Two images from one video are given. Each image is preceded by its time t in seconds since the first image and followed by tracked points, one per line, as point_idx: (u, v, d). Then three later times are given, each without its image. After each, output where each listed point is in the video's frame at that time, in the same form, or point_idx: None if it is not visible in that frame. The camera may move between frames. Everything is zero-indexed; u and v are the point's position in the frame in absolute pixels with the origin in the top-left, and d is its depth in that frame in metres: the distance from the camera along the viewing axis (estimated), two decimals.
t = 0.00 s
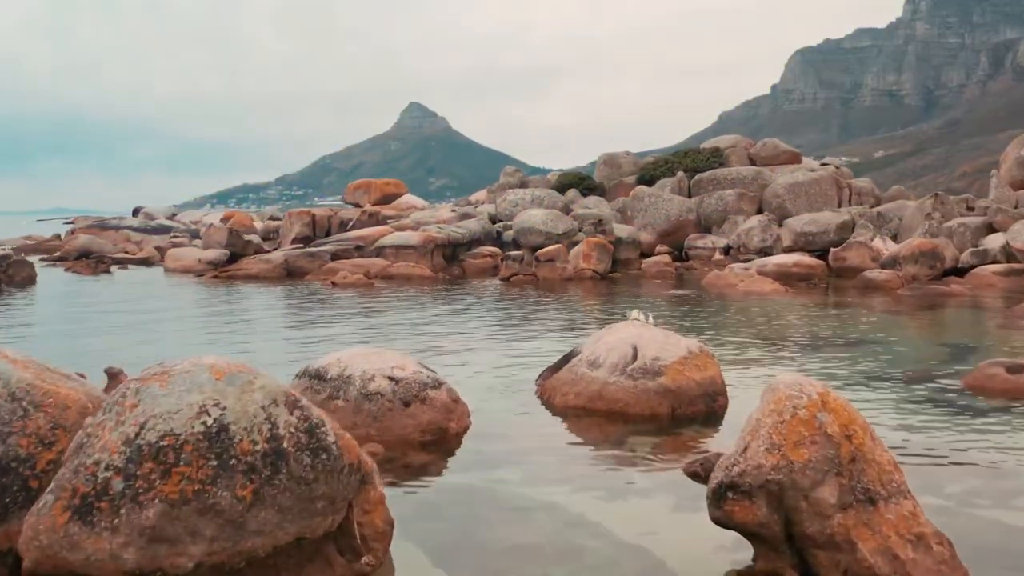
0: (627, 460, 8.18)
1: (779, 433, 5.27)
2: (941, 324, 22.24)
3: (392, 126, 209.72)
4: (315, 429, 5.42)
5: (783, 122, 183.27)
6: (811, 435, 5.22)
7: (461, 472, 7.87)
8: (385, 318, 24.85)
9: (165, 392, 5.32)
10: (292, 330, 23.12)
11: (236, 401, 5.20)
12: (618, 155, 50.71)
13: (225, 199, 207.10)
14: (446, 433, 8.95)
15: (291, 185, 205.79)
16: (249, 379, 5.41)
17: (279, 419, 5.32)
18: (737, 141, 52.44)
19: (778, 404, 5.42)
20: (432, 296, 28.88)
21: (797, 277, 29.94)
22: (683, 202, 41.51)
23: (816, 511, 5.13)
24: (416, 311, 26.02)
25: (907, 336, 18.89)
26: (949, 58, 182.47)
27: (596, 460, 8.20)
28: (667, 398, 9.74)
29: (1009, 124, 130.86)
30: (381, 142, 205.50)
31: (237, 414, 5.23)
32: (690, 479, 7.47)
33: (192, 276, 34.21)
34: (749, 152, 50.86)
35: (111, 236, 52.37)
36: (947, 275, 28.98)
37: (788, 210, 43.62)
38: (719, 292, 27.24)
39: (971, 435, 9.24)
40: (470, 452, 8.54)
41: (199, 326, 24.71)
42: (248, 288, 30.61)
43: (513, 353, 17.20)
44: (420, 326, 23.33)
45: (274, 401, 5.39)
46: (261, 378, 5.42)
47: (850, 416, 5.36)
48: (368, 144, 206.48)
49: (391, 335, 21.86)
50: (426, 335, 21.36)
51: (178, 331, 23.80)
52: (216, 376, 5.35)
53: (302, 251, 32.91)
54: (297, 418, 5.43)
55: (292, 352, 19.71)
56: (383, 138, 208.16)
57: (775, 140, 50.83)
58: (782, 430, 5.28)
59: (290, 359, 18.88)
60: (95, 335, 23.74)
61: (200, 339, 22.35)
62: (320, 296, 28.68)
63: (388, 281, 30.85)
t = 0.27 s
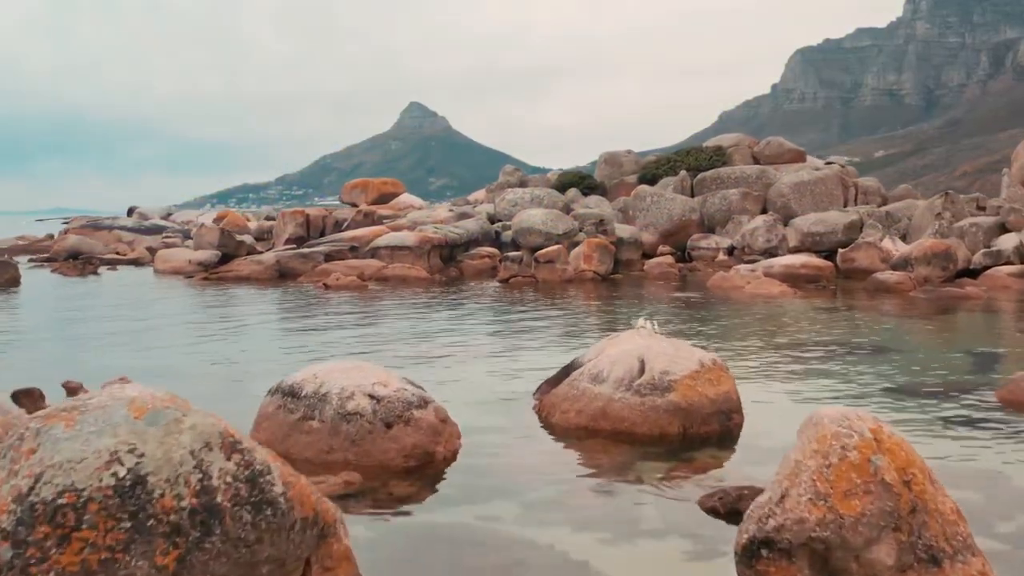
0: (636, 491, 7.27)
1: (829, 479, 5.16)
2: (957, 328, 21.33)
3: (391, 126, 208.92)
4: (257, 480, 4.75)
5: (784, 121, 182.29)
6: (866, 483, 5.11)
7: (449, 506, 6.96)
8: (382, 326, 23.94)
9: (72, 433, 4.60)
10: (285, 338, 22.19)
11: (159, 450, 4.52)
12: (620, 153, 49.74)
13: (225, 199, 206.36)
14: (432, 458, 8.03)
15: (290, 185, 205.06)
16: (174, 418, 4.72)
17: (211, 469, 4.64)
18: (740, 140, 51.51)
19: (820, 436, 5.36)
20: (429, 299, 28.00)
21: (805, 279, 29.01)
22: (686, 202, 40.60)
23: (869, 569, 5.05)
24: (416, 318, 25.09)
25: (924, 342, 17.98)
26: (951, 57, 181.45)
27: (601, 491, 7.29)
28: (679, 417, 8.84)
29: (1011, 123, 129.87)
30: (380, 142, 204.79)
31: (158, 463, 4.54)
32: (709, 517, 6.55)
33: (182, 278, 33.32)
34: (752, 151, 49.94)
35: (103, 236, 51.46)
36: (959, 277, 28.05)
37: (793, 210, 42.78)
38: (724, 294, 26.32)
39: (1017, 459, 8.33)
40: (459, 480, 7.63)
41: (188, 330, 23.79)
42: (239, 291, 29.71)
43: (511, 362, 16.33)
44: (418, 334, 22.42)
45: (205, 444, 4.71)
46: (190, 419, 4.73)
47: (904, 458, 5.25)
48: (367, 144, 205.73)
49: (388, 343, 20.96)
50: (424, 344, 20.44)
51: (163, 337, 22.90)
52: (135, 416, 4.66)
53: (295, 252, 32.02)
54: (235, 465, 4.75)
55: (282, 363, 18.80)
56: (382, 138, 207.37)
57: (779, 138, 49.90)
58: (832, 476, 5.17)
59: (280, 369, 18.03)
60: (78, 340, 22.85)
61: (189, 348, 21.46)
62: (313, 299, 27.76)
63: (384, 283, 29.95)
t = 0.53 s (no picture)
0: (646, 526, 6.46)
1: (889, 540, 4.33)
2: (972, 332, 20.52)
3: (391, 126, 208.22)
4: (179, 544, 3.96)
5: (784, 121, 181.55)
6: (938, 545, 4.26)
7: (434, 545, 6.15)
8: (380, 329, 23.18)
9: None
10: (278, 344, 21.44)
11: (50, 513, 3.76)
12: (621, 152, 48.90)
13: (225, 199, 205.78)
14: (417, 485, 7.19)
15: (290, 185, 204.41)
16: (74, 471, 3.95)
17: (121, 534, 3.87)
18: (743, 138, 50.68)
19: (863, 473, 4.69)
20: (426, 301, 27.22)
21: (812, 281, 28.14)
22: (689, 202, 39.82)
23: None
24: (414, 321, 24.31)
25: (941, 347, 17.18)
26: (952, 56, 180.66)
27: (606, 525, 6.48)
28: (690, 437, 8.07)
29: (1012, 123, 129.16)
30: (380, 142, 204.09)
31: (52, 532, 3.76)
32: (730, 560, 5.75)
33: (173, 279, 32.55)
34: (756, 150, 49.15)
35: (96, 236, 50.70)
36: (971, 278, 27.24)
37: (798, 210, 42.05)
38: (730, 296, 25.53)
39: None
40: (447, 511, 6.81)
41: (176, 336, 23.03)
42: (232, 293, 28.93)
43: (509, 371, 15.56)
44: (416, 337, 21.64)
45: (114, 504, 3.94)
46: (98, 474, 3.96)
47: (980, 513, 4.41)
48: (367, 144, 205.02)
49: (384, 348, 20.20)
50: (421, 349, 19.62)
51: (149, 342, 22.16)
52: (25, 469, 3.91)
53: (288, 252, 31.20)
54: (152, 529, 3.96)
55: (274, 371, 18.04)
56: (382, 137, 206.66)
57: (782, 136, 49.11)
58: (894, 536, 4.34)
59: (270, 378, 17.25)
60: (61, 345, 22.08)
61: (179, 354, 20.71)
62: (306, 301, 26.97)
63: (380, 285, 29.17)
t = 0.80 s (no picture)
0: None
1: None
2: (992, 338, 19.56)
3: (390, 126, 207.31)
4: None
5: (785, 120, 180.61)
6: None
7: None
8: (377, 335, 22.25)
9: None
10: (269, 347, 20.50)
11: None
12: (622, 150, 47.89)
13: (225, 198, 205.04)
14: (393, 531, 6.28)
15: (289, 184, 203.66)
16: None
17: None
18: (747, 136, 49.72)
19: (966, 563, 5.31)
20: (421, 305, 26.27)
21: (821, 284, 27.06)
22: (692, 201, 38.84)
23: None
24: (411, 326, 23.36)
25: (963, 355, 16.22)
26: (953, 56, 179.72)
27: None
28: (707, 469, 7.11)
29: (1014, 122, 128.96)
30: (379, 142, 203.19)
31: None
32: None
33: (162, 281, 31.58)
34: (760, 148, 48.16)
35: (87, 237, 49.77)
36: (986, 281, 26.27)
37: (803, 210, 41.15)
38: (737, 300, 24.56)
39: None
40: (429, 565, 5.89)
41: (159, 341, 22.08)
42: (221, 295, 27.96)
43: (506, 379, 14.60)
44: (414, 345, 20.71)
45: None
46: None
47: None
48: (366, 144, 204.13)
49: (379, 354, 19.24)
50: (420, 356, 18.68)
51: (131, 348, 21.20)
52: None
53: (279, 254, 30.16)
54: None
55: (260, 375, 17.09)
56: (381, 137, 205.80)
57: (787, 134, 48.13)
58: None
59: (257, 383, 16.31)
60: (38, 351, 21.12)
61: (165, 357, 19.77)
62: (296, 304, 26.00)
63: (374, 288, 28.20)
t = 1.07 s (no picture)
0: None
1: None
2: (1008, 344, 18.84)
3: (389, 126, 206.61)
4: None
5: (784, 120, 180.01)
6: None
7: None
8: (374, 338, 21.56)
9: None
10: (262, 354, 19.86)
11: None
12: (623, 150, 47.10)
13: (224, 198, 204.48)
14: None
15: (288, 184, 202.95)
16: None
17: None
18: (749, 135, 49.01)
19: None
20: (417, 308, 25.56)
21: (828, 287, 26.34)
22: (695, 201, 38.11)
23: None
24: (408, 329, 22.63)
25: (981, 364, 15.52)
26: (953, 56, 179.20)
27: None
28: (722, 502, 6.40)
29: (1014, 122, 128.28)
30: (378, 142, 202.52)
31: None
32: None
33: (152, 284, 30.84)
34: (763, 147, 47.45)
35: (80, 238, 49.16)
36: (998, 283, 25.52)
37: (807, 210, 40.51)
38: (741, 304, 23.85)
39: None
40: None
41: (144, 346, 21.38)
42: (212, 298, 27.22)
43: (505, 388, 13.90)
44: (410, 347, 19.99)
45: None
46: None
47: None
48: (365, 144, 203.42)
49: (374, 359, 18.54)
50: (418, 361, 17.98)
51: (115, 353, 20.49)
52: None
53: (272, 256, 29.40)
54: None
55: (250, 382, 16.42)
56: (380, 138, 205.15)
57: (790, 133, 47.42)
58: None
59: (246, 390, 15.61)
60: (18, 356, 20.39)
61: (155, 362, 19.11)
62: (288, 308, 25.30)
63: (369, 291, 27.47)
